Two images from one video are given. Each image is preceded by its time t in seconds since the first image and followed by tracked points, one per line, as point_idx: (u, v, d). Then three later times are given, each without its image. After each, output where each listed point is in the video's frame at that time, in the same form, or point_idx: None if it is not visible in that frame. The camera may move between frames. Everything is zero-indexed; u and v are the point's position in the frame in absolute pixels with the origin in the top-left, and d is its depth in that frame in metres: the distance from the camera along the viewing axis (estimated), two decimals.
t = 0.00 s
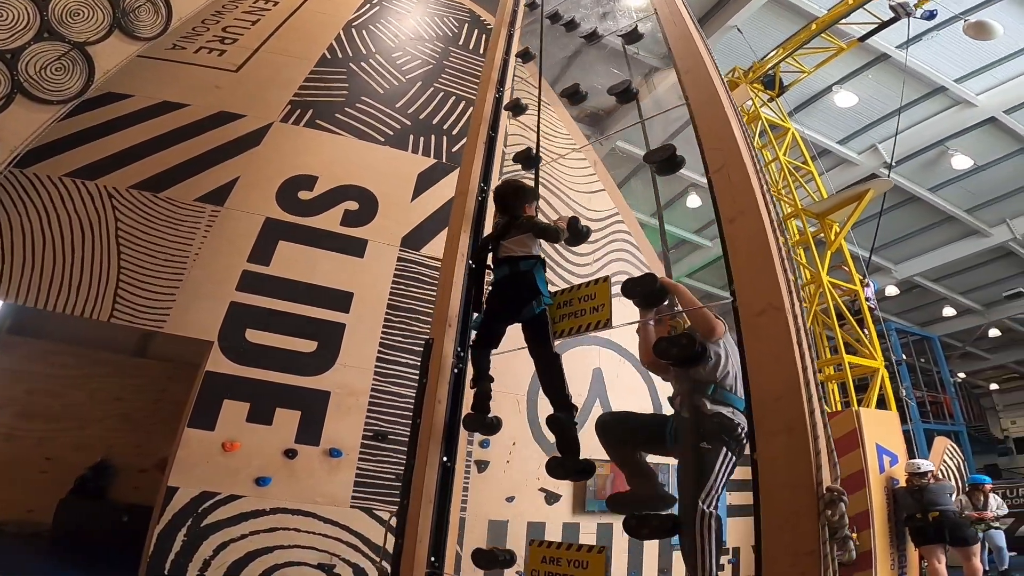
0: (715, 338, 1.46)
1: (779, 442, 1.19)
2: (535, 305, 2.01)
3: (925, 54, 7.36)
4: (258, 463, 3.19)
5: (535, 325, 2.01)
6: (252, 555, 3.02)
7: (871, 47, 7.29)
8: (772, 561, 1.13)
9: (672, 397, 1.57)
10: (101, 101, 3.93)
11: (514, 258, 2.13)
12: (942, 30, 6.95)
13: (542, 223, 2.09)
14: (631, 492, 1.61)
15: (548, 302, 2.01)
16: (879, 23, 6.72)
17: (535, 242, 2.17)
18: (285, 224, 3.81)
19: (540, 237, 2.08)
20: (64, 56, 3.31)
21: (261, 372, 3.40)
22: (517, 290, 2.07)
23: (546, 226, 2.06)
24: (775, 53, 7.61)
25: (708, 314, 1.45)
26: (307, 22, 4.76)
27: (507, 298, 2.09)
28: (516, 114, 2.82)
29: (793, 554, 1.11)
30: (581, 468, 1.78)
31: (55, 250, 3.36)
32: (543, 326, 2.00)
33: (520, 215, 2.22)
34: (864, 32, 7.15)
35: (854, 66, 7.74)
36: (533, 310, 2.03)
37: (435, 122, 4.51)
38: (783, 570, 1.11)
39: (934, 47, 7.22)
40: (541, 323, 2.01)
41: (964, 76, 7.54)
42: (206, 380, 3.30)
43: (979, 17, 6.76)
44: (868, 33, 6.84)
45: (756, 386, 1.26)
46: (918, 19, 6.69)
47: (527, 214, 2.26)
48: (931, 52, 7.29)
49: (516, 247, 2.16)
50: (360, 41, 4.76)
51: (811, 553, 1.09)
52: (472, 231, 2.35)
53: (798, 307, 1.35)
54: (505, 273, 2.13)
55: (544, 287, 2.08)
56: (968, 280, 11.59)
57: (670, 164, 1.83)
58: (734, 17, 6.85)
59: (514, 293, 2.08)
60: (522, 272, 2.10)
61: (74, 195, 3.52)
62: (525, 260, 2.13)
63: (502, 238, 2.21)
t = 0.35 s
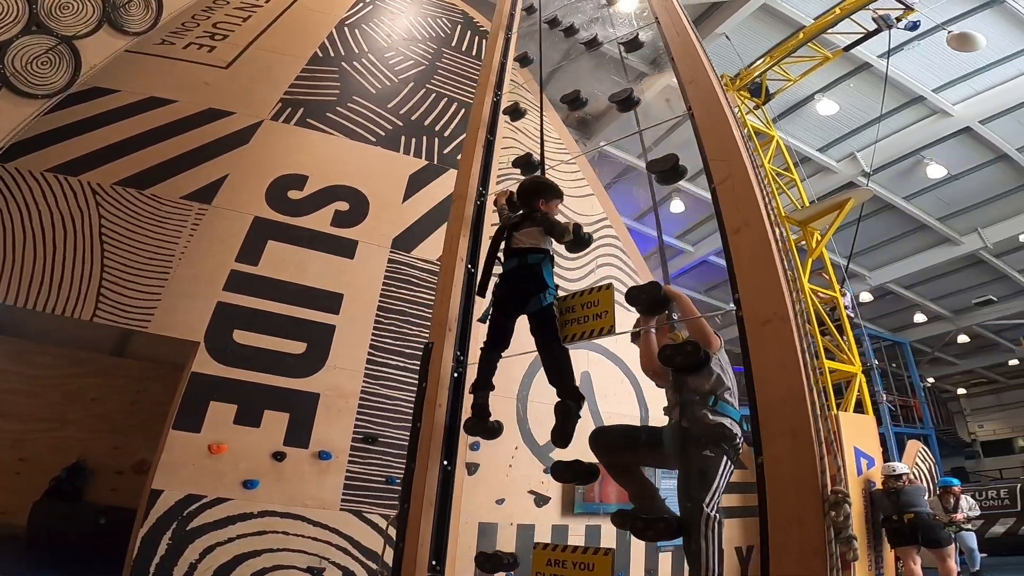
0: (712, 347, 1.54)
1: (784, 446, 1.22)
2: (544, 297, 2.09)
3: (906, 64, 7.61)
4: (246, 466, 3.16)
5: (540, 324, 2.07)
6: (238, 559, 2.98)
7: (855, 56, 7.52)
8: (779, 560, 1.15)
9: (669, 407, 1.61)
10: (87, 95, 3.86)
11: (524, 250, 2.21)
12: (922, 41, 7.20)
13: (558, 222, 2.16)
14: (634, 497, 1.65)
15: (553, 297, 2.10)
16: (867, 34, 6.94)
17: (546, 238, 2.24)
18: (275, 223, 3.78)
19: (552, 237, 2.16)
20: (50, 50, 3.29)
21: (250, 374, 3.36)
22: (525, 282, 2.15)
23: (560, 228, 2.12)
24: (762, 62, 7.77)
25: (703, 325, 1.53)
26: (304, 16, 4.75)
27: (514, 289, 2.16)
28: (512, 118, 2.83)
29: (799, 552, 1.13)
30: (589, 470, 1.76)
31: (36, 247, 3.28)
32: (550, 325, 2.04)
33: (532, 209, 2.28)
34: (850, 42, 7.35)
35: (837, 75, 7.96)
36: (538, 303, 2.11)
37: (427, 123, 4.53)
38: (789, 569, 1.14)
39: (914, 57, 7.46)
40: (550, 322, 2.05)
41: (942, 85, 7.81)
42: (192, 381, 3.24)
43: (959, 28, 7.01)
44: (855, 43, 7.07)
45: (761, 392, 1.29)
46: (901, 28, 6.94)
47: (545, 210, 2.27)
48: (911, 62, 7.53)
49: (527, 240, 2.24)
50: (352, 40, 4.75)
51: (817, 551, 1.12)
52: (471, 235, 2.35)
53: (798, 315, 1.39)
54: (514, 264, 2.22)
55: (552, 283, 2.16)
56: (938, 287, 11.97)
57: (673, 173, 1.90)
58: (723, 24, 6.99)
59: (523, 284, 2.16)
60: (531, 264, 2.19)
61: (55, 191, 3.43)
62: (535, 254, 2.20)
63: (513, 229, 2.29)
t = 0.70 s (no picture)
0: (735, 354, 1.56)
1: (811, 449, 1.22)
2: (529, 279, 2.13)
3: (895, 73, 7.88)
4: (237, 467, 3.09)
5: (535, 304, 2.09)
6: (229, 562, 2.91)
7: (846, 64, 7.72)
8: (808, 562, 1.16)
9: (691, 408, 1.66)
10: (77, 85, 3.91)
11: (527, 237, 2.21)
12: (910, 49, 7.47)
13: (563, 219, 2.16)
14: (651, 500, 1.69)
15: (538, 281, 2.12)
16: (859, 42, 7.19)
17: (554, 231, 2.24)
18: (269, 218, 3.77)
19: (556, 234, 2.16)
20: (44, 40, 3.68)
21: (242, 372, 3.30)
22: (525, 268, 2.16)
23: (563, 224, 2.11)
24: (756, 68, 7.78)
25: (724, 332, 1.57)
26: (296, 13, 4.79)
27: (514, 273, 2.19)
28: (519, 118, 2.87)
29: (830, 553, 1.14)
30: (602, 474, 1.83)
31: (21, 238, 3.22)
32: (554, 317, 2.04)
33: (552, 200, 2.32)
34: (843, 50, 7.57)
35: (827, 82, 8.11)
36: (529, 287, 2.13)
37: (424, 121, 4.60)
38: (818, 570, 1.14)
39: (903, 66, 7.73)
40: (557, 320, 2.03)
41: (927, 94, 8.11)
42: (180, 380, 3.16)
43: (952, 36, 7.27)
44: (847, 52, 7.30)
45: (786, 397, 1.29)
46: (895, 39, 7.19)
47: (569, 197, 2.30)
48: (900, 70, 7.80)
49: (532, 228, 2.23)
50: (351, 35, 4.80)
51: (847, 552, 1.12)
52: (477, 234, 2.33)
53: (821, 320, 1.39)
54: (517, 251, 2.23)
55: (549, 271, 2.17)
56: (915, 294, 12.27)
57: (688, 177, 1.98)
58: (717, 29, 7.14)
59: (520, 269, 2.17)
60: (532, 252, 2.19)
61: (41, 182, 3.39)
62: (540, 242, 2.20)
63: (525, 216, 2.29)
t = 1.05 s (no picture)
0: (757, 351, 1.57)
1: (833, 455, 1.20)
2: (514, 282, 2.07)
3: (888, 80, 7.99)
4: (226, 468, 3.02)
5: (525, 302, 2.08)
6: (219, 565, 2.85)
7: (842, 70, 7.81)
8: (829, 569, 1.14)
9: (719, 405, 1.72)
10: (67, 75, 3.86)
11: (516, 235, 2.10)
12: (904, 56, 7.58)
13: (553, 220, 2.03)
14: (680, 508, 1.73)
15: (525, 281, 2.06)
16: (858, 47, 7.28)
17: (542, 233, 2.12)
18: (262, 213, 3.72)
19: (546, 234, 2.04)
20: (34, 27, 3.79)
21: (233, 370, 3.24)
22: (512, 268, 2.08)
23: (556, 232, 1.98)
24: (752, 73, 7.87)
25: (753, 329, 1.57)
26: (292, 7, 4.78)
27: (501, 273, 2.11)
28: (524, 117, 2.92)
29: (853, 559, 1.12)
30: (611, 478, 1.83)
31: (7, 230, 3.15)
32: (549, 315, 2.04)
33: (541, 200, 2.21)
34: (839, 56, 7.65)
35: (820, 88, 8.22)
36: (518, 287, 2.07)
37: (421, 118, 4.57)
38: None
39: (896, 72, 7.85)
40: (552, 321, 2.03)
41: (919, 101, 8.23)
42: (169, 378, 3.09)
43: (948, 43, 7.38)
44: (844, 57, 7.41)
45: (806, 402, 1.28)
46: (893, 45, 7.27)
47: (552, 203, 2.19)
48: (893, 77, 7.91)
49: (519, 227, 2.11)
50: (348, 30, 4.82)
51: (869, 557, 1.10)
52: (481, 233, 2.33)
53: (837, 327, 1.39)
54: (503, 249, 2.13)
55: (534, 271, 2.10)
56: (899, 299, 12.46)
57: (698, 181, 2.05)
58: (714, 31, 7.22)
59: (507, 269, 2.09)
60: (519, 251, 2.09)
61: (29, 173, 3.33)
62: (526, 242, 2.11)
63: (513, 214, 2.15)
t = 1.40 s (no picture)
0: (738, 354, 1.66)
1: (819, 457, 1.21)
2: (490, 282, 2.00)
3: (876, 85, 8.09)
4: (209, 467, 2.98)
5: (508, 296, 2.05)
6: (201, 564, 2.81)
7: (831, 74, 7.91)
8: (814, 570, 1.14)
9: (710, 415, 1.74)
10: (54, 70, 3.85)
11: (488, 236, 2.02)
12: (893, 60, 7.68)
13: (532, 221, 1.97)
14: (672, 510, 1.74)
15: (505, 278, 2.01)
16: (847, 51, 7.38)
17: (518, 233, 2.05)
18: (250, 209, 3.68)
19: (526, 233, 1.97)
20: (24, 23, 3.69)
21: (217, 368, 3.20)
22: (484, 270, 2.00)
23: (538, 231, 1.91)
24: (743, 75, 7.98)
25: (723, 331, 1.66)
26: (284, 3, 4.75)
27: (474, 277, 2.02)
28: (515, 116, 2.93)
29: (837, 559, 1.12)
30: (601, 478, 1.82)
31: None
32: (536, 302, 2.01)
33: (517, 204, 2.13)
34: (830, 60, 7.74)
35: (808, 92, 8.31)
36: (494, 287, 2.00)
37: (413, 116, 4.55)
38: None
39: (884, 77, 7.94)
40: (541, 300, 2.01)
41: (906, 105, 8.35)
42: (152, 375, 3.05)
43: (936, 47, 7.48)
44: (833, 61, 7.50)
45: (792, 403, 1.28)
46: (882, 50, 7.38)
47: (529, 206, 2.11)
48: (881, 81, 8.00)
49: (493, 228, 2.03)
50: (341, 28, 4.80)
51: (855, 558, 1.11)
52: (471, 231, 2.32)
53: (824, 329, 1.40)
54: (475, 251, 2.05)
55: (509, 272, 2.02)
56: (883, 302, 12.62)
57: (688, 183, 2.06)
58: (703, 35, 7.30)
59: (480, 272, 2.01)
60: (491, 252, 2.02)
61: (12, 167, 3.29)
62: (499, 243, 2.03)
63: (485, 215, 2.07)
